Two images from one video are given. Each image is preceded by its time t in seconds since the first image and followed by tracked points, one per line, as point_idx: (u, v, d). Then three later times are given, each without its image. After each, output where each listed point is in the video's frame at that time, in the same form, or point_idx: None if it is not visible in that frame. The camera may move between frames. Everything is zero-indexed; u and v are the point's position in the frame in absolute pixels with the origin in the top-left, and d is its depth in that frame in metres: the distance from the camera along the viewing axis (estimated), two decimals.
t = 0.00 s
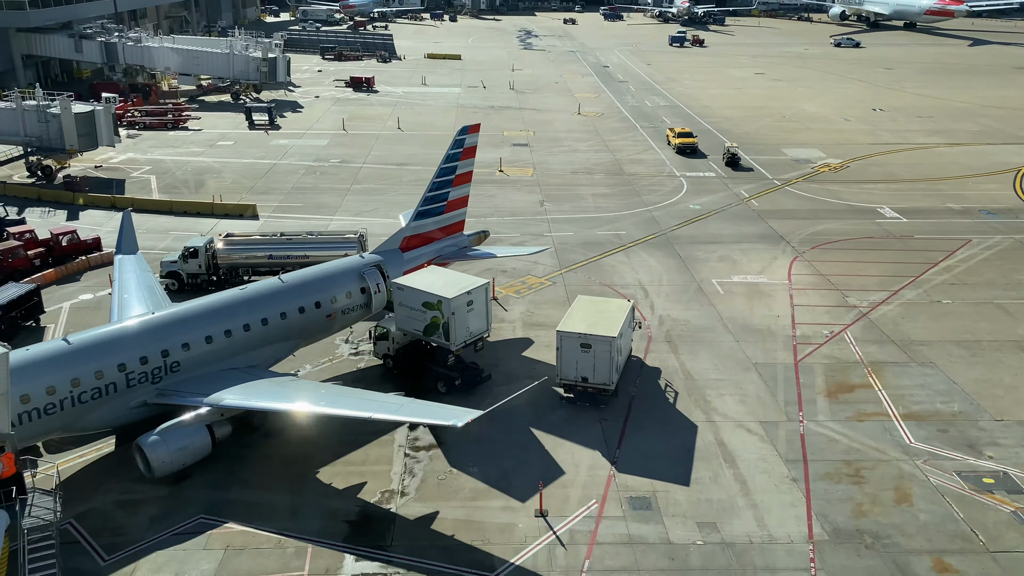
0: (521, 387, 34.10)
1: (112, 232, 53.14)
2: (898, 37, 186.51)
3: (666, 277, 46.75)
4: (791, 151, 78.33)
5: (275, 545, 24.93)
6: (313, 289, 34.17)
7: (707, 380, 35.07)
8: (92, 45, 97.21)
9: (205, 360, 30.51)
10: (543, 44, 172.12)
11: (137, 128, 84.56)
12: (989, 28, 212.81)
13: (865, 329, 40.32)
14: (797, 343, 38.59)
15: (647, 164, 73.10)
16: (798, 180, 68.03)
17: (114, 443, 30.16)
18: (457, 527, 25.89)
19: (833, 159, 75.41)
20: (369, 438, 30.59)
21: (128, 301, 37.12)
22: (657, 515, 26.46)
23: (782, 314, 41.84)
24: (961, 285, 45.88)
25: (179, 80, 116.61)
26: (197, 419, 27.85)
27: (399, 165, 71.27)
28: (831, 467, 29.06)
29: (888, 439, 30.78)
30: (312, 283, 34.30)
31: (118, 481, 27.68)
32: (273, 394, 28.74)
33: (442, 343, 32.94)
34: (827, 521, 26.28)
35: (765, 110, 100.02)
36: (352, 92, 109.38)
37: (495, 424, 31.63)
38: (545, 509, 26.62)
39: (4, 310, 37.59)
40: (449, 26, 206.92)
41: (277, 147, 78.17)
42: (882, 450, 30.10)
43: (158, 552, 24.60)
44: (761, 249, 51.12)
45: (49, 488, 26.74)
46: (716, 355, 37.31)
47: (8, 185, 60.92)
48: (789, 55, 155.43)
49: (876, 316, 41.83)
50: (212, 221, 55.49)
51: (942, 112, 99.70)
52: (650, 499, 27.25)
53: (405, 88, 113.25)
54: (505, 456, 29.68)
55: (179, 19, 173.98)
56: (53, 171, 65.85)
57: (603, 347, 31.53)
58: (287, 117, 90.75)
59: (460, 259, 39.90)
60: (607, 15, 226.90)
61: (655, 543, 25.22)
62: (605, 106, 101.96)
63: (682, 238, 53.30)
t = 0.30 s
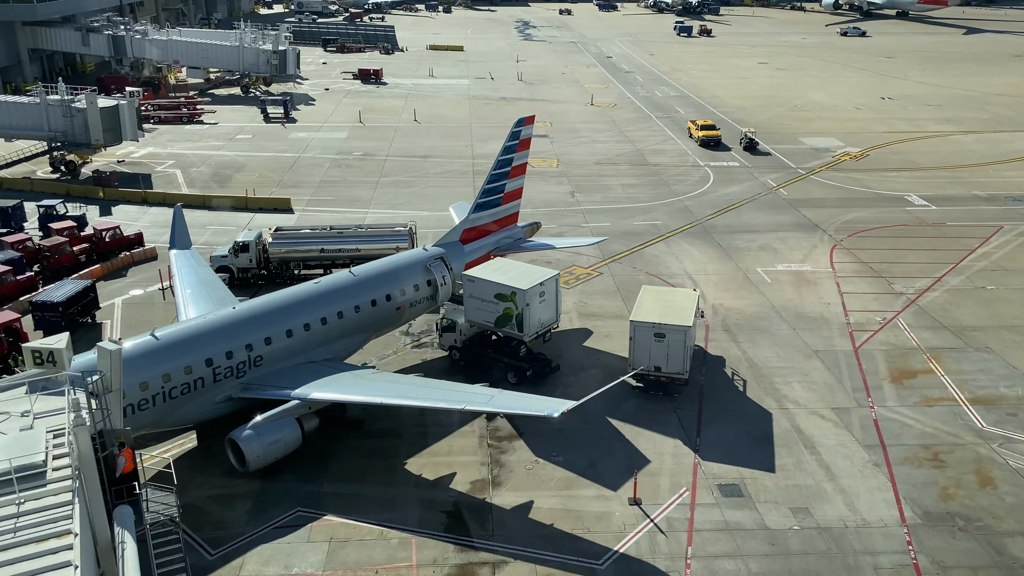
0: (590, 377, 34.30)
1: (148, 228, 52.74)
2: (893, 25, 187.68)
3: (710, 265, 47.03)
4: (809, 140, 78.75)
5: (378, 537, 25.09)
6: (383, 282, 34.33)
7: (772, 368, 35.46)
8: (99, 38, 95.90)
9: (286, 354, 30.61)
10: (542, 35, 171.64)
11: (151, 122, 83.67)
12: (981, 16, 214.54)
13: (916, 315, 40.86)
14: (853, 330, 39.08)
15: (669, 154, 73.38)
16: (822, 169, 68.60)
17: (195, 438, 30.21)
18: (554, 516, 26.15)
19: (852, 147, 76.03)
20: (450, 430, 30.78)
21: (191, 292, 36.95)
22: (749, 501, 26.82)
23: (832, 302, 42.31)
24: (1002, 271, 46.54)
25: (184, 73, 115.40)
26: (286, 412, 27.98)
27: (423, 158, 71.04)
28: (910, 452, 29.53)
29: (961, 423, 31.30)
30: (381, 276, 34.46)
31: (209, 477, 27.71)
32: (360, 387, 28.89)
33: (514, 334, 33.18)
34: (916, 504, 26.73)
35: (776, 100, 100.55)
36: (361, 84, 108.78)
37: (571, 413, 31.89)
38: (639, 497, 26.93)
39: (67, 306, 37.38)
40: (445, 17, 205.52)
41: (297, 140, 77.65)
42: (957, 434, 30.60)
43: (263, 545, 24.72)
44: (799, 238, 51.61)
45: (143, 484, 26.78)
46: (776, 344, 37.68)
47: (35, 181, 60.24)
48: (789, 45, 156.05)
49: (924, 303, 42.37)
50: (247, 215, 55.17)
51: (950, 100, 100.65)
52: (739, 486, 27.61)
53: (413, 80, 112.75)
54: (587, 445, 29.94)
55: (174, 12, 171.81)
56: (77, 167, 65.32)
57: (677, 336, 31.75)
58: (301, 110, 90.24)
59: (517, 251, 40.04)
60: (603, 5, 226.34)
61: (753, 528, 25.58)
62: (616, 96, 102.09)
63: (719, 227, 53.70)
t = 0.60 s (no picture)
0: (648, 365, 34.61)
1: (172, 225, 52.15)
2: (876, 14, 189.66)
3: (743, 254, 47.52)
4: (815, 129, 79.61)
5: (469, 528, 25.26)
6: (440, 276, 34.44)
7: (823, 354, 36.00)
8: (93, 32, 94.24)
9: (352, 350, 30.79)
10: (531, 26, 171.20)
11: (153, 117, 82.51)
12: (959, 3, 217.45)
13: (953, 300, 41.62)
14: (895, 316, 39.74)
15: (680, 144, 73.78)
16: (832, 157, 69.44)
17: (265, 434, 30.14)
18: (638, 504, 26.44)
19: (858, 136, 77.02)
20: (519, 421, 30.94)
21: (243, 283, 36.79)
22: (827, 484, 27.29)
23: (869, 288, 42.96)
24: None
25: (176, 67, 113.81)
26: (364, 407, 28.07)
27: (436, 151, 70.88)
28: (973, 433, 30.16)
29: (1017, 405, 32.00)
30: (438, 271, 34.58)
31: (288, 471, 27.72)
32: (434, 380, 29.04)
33: (575, 325, 33.26)
34: (989, 484, 27.34)
35: (775, 89, 101.40)
36: (358, 77, 107.98)
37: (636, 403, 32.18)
38: (718, 484, 27.30)
39: (114, 305, 36.90)
40: (429, 9, 203.97)
41: (305, 135, 77.05)
42: (1015, 415, 31.29)
43: (356, 538, 24.82)
44: (824, 226, 52.28)
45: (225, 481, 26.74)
46: (822, 330, 38.23)
47: (49, 180, 59.42)
48: (777, 34, 157.20)
49: (959, 288, 43.16)
50: (272, 211, 54.83)
51: (945, 88, 102.20)
52: (814, 470, 28.07)
53: (410, 72, 112.14)
54: (657, 433, 30.26)
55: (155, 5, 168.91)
56: (87, 164, 64.41)
57: (739, 324, 32.20)
58: (303, 104, 89.50)
59: (562, 243, 40.07)
60: None
61: (836, 511, 26.04)
62: (617, 86, 102.32)
63: (744, 217, 54.20)
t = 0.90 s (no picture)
0: (691, 353, 35.26)
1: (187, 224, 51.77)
2: (845, 4, 192.87)
3: (761, 242, 48.41)
4: (807, 119, 81.03)
5: (547, 516, 25.67)
6: (486, 269, 34.72)
7: (856, 338, 36.98)
8: (75, 31, 92.55)
9: (408, 344, 31.04)
10: (507, 21, 171.12)
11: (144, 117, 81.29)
12: None
13: (971, 282, 42.92)
14: (918, 299, 40.90)
15: (678, 135, 74.61)
16: (829, 146, 70.84)
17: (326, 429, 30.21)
18: (707, 487, 27.06)
19: (849, 125, 78.64)
20: (575, 410, 31.39)
21: (282, 280, 36.79)
22: (885, 462, 28.15)
23: (888, 273, 44.12)
24: None
25: (156, 65, 112.04)
26: (430, 399, 28.30)
27: (438, 146, 70.92)
28: (1015, 409, 31.26)
29: None
30: (484, 264, 34.86)
31: (357, 466, 27.89)
32: (496, 371, 29.35)
33: (622, 315, 33.76)
34: None
35: (760, 80, 102.92)
36: (345, 74, 107.32)
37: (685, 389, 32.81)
38: (780, 465, 28.02)
39: (151, 305, 36.59)
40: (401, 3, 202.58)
41: (302, 132, 76.60)
42: None
43: (437, 530, 25.09)
44: (834, 214, 53.49)
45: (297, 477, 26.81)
46: (852, 315, 39.20)
47: (53, 182, 58.53)
48: (752, 25, 159.16)
49: (973, 271, 44.50)
50: (286, 210, 54.62)
51: (924, 77, 104.73)
52: (869, 449, 28.92)
53: (396, 68, 111.68)
54: (713, 417, 30.89)
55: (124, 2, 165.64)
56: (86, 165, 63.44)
57: (784, 310, 32.99)
58: (294, 101, 88.83)
59: (594, 235, 40.43)
60: None
61: (898, 488, 26.89)
62: (605, 79, 102.96)
63: (755, 206, 55.16)
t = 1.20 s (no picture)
0: (718, 339, 36.10)
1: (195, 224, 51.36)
2: None
3: (764, 231, 49.53)
4: (786, 111, 82.77)
5: (607, 501, 26.25)
6: (517, 263, 35.15)
7: (872, 320, 38.19)
8: (43, 31, 90.40)
9: (450, 339, 31.37)
10: (473, 17, 170.98)
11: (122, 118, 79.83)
12: None
13: (971, 264, 44.54)
14: (924, 282, 42.36)
15: (664, 128, 75.71)
16: (812, 136, 72.56)
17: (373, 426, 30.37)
18: (756, 468, 27.88)
19: (827, 115, 80.60)
20: (615, 398, 32.01)
21: (308, 277, 37.00)
22: (921, 438, 29.26)
23: (891, 258, 45.57)
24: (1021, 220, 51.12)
25: (124, 65, 109.86)
26: (481, 391, 28.68)
27: (428, 143, 70.98)
28: None
29: None
30: (515, 256, 35.36)
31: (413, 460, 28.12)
32: (542, 362, 29.81)
33: (653, 304, 34.43)
34: None
35: (733, 73, 104.77)
36: (320, 72, 106.44)
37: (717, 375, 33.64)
38: (823, 444, 28.97)
39: (177, 307, 36.28)
40: None
41: (287, 131, 75.99)
42: None
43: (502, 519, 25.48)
44: (829, 202, 54.98)
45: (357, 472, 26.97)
46: (864, 299, 40.45)
47: (43, 186, 57.48)
48: (717, 19, 161.50)
49: (970, 253, 46.17)
50: (287, 208, 54.34)
51: (890, 68, 107.64)
52: (904, 426, 30.01)
53: (370, 65, 111.10)
54: (750, 401, 31.75)
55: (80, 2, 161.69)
56: (73, 168, 62.26)
57: (811, 295, 34.00)
58: (274, 100, 87.96)
59: (612, 227, 40.99)
60: None
61: (938, 462, 28.00)
62: (582, 74, 103.82)
63: (752, 195, 56.41)
